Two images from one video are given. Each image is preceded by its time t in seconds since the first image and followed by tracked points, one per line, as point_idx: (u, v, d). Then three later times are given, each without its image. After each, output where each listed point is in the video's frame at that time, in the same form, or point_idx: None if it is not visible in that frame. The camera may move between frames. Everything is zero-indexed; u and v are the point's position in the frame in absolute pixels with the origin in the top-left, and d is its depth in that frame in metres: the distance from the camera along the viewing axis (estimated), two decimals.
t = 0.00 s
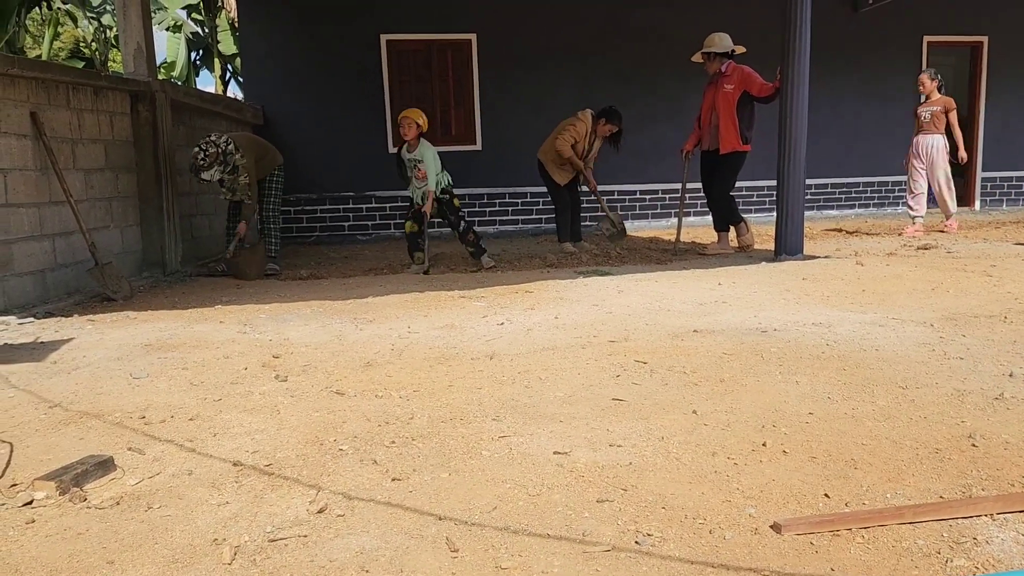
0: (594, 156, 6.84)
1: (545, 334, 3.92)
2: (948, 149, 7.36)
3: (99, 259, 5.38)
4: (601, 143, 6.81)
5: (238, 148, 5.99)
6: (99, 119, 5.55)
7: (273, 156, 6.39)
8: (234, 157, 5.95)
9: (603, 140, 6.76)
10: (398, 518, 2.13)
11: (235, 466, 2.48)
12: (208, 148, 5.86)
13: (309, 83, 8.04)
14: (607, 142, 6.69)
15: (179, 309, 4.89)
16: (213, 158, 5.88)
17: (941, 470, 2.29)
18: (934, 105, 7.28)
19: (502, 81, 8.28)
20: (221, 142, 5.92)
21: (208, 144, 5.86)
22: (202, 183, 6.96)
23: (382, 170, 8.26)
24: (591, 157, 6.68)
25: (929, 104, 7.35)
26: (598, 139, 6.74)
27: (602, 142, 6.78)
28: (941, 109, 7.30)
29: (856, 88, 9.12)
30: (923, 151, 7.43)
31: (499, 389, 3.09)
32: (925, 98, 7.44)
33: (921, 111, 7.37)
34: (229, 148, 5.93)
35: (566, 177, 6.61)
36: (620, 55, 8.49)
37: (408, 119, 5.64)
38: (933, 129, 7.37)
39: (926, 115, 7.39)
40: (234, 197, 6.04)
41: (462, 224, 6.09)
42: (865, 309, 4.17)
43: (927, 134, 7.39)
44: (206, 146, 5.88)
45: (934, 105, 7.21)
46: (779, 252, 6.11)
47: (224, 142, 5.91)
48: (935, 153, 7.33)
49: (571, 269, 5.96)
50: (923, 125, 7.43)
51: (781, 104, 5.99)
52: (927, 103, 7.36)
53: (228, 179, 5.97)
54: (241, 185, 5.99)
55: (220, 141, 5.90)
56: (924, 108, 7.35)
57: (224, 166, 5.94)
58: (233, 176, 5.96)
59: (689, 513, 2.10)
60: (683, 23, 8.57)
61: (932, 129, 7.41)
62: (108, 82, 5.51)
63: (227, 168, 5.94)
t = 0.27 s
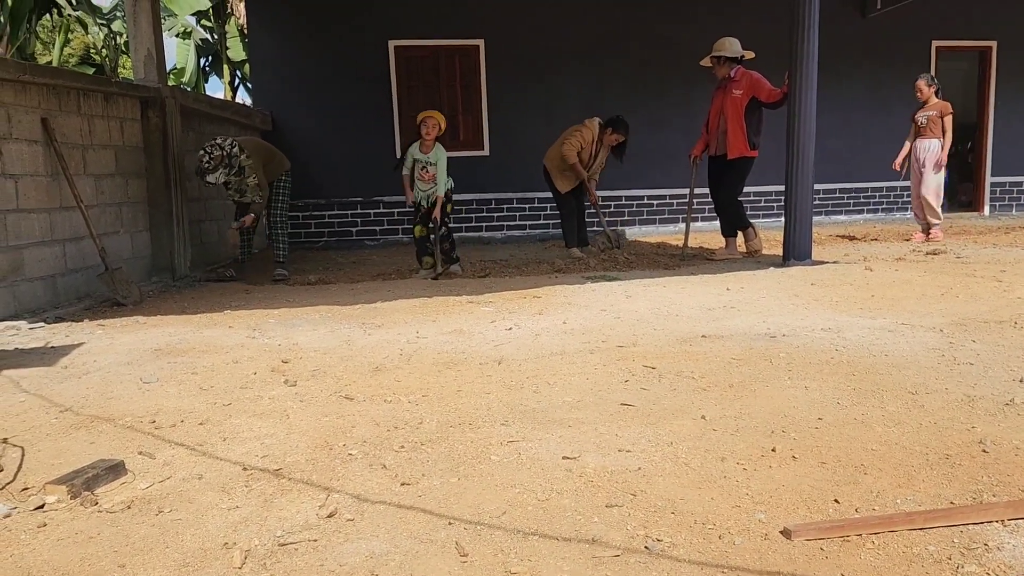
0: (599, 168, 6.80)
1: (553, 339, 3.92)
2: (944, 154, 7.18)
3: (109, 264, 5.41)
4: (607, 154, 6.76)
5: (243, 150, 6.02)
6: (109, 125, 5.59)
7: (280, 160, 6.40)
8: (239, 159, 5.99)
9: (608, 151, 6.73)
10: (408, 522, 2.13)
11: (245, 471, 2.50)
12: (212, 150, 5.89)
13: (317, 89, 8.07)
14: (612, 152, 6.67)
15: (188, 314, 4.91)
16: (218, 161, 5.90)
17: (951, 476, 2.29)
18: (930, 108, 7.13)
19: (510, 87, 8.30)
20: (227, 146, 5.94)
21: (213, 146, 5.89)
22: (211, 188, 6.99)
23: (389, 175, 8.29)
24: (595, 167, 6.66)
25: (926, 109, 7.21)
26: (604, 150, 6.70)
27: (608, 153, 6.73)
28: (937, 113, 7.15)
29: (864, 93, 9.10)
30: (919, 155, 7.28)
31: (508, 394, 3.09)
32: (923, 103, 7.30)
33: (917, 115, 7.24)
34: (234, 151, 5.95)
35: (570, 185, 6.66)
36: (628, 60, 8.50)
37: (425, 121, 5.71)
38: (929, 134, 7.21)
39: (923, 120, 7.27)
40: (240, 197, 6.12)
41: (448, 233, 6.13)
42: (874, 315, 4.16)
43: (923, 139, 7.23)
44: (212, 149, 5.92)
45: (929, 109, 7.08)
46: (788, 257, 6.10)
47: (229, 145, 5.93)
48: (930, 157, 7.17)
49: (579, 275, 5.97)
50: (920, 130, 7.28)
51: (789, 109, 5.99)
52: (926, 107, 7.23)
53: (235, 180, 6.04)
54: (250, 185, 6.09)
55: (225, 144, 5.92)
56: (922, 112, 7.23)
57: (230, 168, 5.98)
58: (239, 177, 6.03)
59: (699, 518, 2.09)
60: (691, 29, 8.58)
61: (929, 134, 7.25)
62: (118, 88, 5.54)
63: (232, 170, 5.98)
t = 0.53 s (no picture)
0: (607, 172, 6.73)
1: (561, 345, 3.93)
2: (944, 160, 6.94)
3: (120, 270, 5.44)
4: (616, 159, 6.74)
5: (253, 159, 6.06)
6: (120, 132, 5.64)
7: (288, 167, 6.45)
8: (249, 168, 6.00)
9: (617, 156, 6.71)
10: (417, 528, 2.14)
11: (255, 476, 2.51)
12: (223, 160, 5.89)
13: (326, 96, 8.11)
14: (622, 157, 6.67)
15: (198, 320, 4.94)
16: (228, 170, 5.90)
17: (962, 483, 2.28)
18: (928, 115, 6.93)
19: (518, 93, 8.32)
20: (236, 155, 5.95)
21: (223, 156, 5.90)
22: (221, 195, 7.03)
23: (398, 182, 8.31)
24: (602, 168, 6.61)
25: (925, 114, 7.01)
26: (614, 155, 6.69)
27: (616, 158, 6.71)
28: (935, 118, 6.93)
29: (873, 98, 9.08)
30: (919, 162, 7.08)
31: (516, 400, 3.09)
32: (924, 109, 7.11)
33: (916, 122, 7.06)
34: (244, 160, 5.96)
35: (575, 185, 6.62)
36: (636, 67, 8.51)
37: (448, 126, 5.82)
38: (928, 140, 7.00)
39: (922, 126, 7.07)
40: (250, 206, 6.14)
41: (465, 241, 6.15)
42: (883, 321, 4.14)
43: (921, 145, 7.02)
44: (222, 158, 5.92)
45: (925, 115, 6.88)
46: (796, 264, 6.08)
47: (239, 154, 5.93)
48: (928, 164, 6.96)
49: (587, 280, 5.97)
50: (920, 136, 7.07)
51: (798, 116, 5.98)
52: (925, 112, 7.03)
53: (245, 189, 6.06)
54: (259, 195, 6.14)
55: (234, 153, 5.92)
56: (921, 118, 7.03)
57: (240, 178, 5.97)
58: (248, 186, 6.04)
59: (708, 525, 2.09)
60: (699, 35, 8.59)
61: (929, 140, 7.04)
62: (129, 96, 5.59)
63: (241, 179, 5.97)
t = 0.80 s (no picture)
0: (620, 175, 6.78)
1: (571, 353, 3.93)
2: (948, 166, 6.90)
3: (132, 277, 5.48)
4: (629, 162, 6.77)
5: (265, 172, 6.08)
6: (132, 141, 5.68)
7: (300, 176, 6.49)
8: (261, 181, 6.05)
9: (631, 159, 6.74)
10: (427, 535, 2.14)
11: (266, 483, 2.52)
12: (235, 173, 5.97)
13: (337, 104, 8.15)
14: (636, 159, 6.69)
15: (210, 327, 4.97)
16: (240, 183, 5.98)
17: (975, 492, 2.26)
18: (932, 121, 6.93)
19: (527, 101, 8.35)
20: (249, 167, 6.02)
21: (236, 168, 5.97)
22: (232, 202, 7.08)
23: (408, 189, 8.35)
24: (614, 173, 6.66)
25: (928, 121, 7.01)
26: (626, 158, 6.73)
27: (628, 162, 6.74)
28: (939, 125, 6.92)
29: (884, 105, 9.06)
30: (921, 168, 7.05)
31: (526, 407, 3.10)
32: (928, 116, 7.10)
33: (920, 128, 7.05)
34: (256, 173, 6.02)
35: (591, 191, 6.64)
36: (645, 74, 8.52)
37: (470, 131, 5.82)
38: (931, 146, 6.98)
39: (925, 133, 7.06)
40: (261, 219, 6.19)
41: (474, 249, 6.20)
42: (894, 329, 4.13)
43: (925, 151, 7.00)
44: (234, 171, 5.99)
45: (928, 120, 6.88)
46: (806, 271, 6.07)
47: (251, 167, 6.00)
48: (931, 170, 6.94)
49: (597, 287, 5.97)
50: (923, 143, 7.05)
51: (808, 123, 5.98)
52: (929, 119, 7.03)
53: (255, 203, 6.12)
54: (268, 209, 6.14)
55: (247, 166, 6.00)
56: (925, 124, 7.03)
57: (251, 191, 6.05)
58: (259, 200, 6.09)
59: (718, 533, 2.09)
60: (708, 42, 8.60)
61: (933, 147, 7.01)
62: (142, 104, 5.64)
63: (253, 193, 6.04)
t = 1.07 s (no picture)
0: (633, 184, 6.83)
1: (580, 360, 3.94)
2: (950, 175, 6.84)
3: (145, 284, 5.53)
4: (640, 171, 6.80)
5: (275, 176, 6.14)
6: (145, 149, 5.74)
7: (310, 183, 6.53)
8: (271, 184, 6.11)
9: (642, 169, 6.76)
10: (437, 543, 2.15)
11: (277, 490, 2.54)
12: (245, 176, 6.05)
13: (347, 112, 8.20)
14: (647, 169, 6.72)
15: (222, 334, 5.00)
16: (250, 186, 6.05)
17: (986, 502, 2.26)
18: (932, 129, 6.87)
19: (537, 108, 8.38)
20: (259, 171, 6.10)
21: (246, 172, 6.05)
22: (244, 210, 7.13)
23: (418, 196, 8.38)
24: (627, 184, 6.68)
25: (928, 130, 6.95)
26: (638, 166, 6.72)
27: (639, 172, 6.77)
28: (939, 134, 6.86)
29: (894, 112, 9.04)
30: (922, 178, 6.98)
31: (536, 415, 3.11)
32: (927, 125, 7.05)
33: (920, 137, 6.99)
34: (267, 176, 6.09)
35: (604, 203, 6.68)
36: (655, 82, 8.54)
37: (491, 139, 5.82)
38: (932, 155, 6.92)
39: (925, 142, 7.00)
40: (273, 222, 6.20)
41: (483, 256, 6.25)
42: (904, 337, 4.12)
43: (926, 160, 6.93)
44: (244, 175, 6.07)
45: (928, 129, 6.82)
46: (817, 278, 6.05)
47: (262, 171, 6.07)
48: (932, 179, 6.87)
49: (606, 295, 5.97)
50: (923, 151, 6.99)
51: (818, 130, 5.97)
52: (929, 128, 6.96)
53: (267, 205, 6.15)
54: (281, 209, 6.17)
55: (257, 170, 6.06)
56: (924, 133, 6.97)
57: (261, 194, 6.11)
58: (271, 202, 6.13)
59: (729, 542, 2.09)
60: (718, 50, 8.61)
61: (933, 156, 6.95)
62: (155, 113, 5.69)
63: (264, 195, 6.10)
